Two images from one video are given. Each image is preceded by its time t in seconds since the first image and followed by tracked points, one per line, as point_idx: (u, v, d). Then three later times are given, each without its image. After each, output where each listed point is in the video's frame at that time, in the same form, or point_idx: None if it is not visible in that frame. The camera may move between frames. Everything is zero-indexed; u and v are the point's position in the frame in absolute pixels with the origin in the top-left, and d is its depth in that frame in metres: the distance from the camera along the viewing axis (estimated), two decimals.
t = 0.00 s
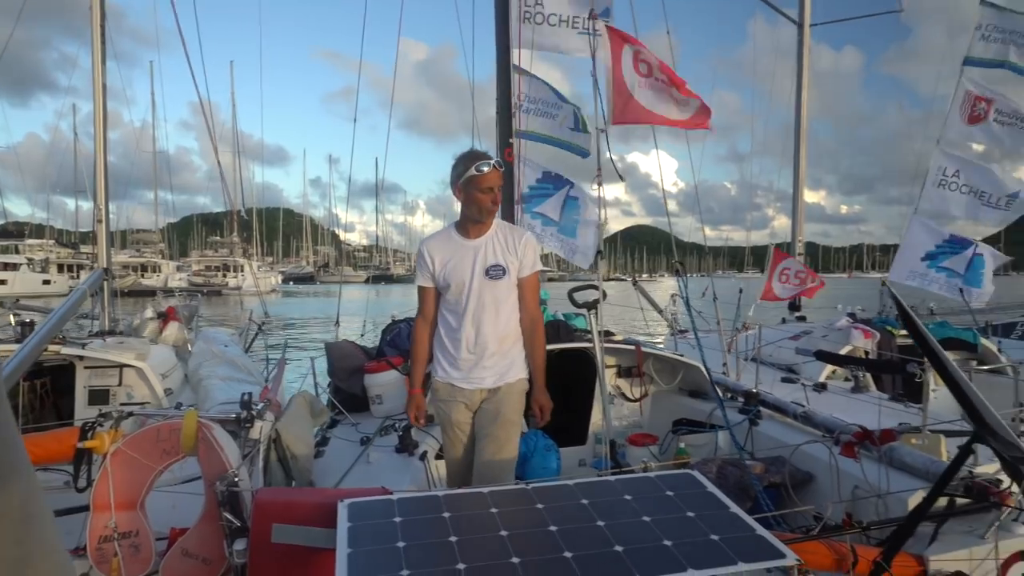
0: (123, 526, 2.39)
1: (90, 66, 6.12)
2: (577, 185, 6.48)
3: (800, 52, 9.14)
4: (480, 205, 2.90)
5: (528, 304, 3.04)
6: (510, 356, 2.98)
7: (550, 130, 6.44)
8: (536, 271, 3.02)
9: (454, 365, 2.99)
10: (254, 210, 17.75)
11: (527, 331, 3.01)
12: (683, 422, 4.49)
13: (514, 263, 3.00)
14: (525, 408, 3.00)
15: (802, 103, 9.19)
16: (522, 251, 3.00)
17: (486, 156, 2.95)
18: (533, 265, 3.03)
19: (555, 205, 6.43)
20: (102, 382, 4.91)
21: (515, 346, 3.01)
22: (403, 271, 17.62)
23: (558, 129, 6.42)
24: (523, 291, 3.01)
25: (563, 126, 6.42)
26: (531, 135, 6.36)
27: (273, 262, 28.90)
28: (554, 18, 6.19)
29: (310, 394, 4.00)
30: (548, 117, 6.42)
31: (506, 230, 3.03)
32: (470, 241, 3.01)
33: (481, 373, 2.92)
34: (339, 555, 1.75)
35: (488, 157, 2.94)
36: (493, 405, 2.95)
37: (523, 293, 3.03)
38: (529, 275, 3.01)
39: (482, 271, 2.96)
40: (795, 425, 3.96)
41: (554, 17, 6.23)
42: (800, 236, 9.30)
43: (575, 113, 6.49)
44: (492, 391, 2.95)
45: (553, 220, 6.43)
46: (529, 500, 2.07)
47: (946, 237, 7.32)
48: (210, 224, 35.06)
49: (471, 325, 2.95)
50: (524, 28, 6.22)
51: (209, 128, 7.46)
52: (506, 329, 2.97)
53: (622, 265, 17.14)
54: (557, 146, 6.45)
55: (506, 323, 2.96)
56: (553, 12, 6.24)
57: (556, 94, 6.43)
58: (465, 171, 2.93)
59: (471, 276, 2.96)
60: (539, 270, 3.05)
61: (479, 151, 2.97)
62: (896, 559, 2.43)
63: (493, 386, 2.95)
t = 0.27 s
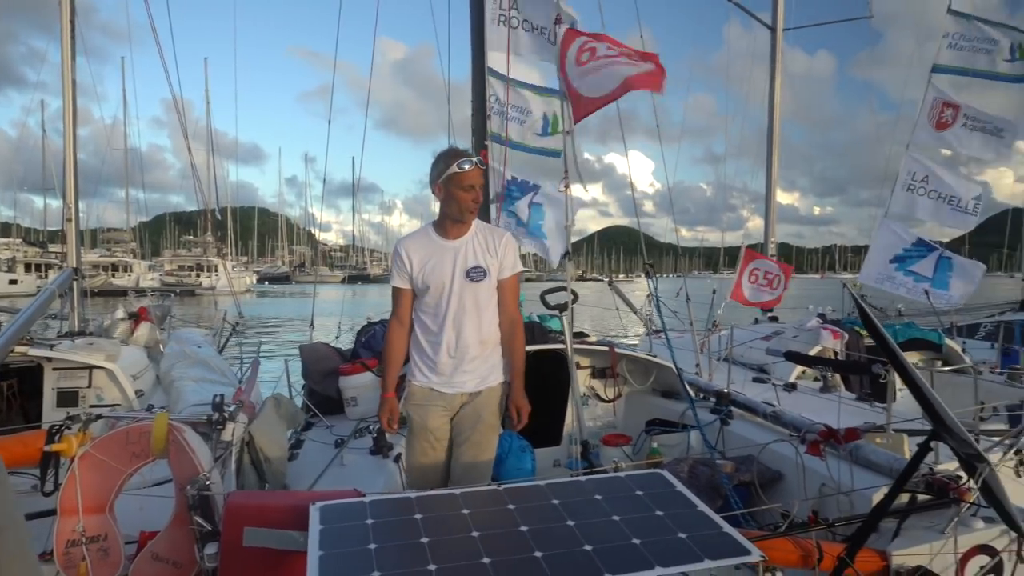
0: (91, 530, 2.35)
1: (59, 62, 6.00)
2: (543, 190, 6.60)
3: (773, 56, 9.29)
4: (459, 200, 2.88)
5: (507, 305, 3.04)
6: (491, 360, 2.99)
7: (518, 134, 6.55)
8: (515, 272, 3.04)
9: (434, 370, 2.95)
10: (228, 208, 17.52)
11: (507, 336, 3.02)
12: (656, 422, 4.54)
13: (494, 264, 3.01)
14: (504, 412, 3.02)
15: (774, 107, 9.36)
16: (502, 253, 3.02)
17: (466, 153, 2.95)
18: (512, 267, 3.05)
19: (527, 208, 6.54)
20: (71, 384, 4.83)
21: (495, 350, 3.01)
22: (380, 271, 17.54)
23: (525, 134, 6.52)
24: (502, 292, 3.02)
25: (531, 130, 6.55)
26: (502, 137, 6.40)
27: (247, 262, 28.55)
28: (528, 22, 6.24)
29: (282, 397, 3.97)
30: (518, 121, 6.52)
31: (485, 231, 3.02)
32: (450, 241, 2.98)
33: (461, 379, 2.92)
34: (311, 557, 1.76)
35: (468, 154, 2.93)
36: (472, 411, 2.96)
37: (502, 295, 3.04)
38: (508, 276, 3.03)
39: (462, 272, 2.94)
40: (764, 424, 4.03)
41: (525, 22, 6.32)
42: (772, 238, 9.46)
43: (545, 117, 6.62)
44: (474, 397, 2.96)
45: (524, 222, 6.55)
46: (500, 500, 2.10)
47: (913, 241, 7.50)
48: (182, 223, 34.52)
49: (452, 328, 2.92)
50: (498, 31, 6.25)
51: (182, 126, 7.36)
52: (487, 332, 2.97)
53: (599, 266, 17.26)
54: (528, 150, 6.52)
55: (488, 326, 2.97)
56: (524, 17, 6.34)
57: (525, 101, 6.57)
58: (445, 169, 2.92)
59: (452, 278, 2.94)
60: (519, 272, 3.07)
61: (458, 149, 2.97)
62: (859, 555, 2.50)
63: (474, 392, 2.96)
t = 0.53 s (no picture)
0: (69, 534, 2.30)
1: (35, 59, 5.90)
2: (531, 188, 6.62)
3: (752, 59, 9.37)
4: (432, 197, 2.87)
5: (489, 310, 3.03)
6: (470, 365, 2.99)
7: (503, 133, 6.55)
8: (498, 277, 3.02)
9: (414, 375, 2.94)
10: (209, 208, 17.32)
11: (488, 338, 3.00)
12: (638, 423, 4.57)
13: (476, 269, 2.99)
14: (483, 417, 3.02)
15: (754, 108, 9.45)
16: (485, 258, 3.00)
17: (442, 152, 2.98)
18: (495, 272, 3.02)
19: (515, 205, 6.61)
20: (48, 387, 4.75)
21: (475, 355, 3.02)
22: (363, 271, 17.45)
23: (510, 133, 6.54)
24: (485, 297, 3.01)
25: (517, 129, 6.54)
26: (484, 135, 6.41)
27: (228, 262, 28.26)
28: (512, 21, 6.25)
29: (263, 398, 3.95)
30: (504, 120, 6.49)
31: (468, 235, 3.01)
32: (431, 245, 2.97)
33: (441, 383, 2.92)
34: (290, 563, 1.75)
35: (444, 152, 2.96)
36: (450, 414, 2.96)
37: (484, 299, 3.03)
38: (491, 282, 3.01)
39: (442, 276, 2.93)
40: (745, 425, 4.06)
41: (513, 20, 6.29)
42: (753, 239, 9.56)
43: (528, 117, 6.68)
44: (453, 400, 2.94)
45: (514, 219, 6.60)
46: (480, 504, 2.10)
47: (889, 241, 7.64)
48: (161, 222, 34.07)
49: (431, 332, 2.92)
50: (483, 30, 6.26)
51: (161, 125, 7.28)
52: (468, 337, 2.97)
53: (582, 266, 17.32)
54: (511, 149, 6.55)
55: (468, 330, 2.97)
56: (512, 15, 6.30)
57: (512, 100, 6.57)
58: (418, 166, 2.94)
59: (432, 281, 2.93)
60: (502, 277, 3.05)
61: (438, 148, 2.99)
62: (836, 556, 2.53)
63: (453, 396, 2.95)
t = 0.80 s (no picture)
0: (55, 534, 2.25)
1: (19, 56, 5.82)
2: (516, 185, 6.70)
3: (739, 60, 9.41)
4: (406, 196, 2.87)
5: (473, 310, 3.02)
6: (455, 366, 2.97)
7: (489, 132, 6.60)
8: (481, 276, 3.01)
9: (397, 375, 2.93)
10: (196, 207, 17.18)
11: (471, 337, 2.97)
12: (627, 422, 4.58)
13: (459, 268, 2.98)
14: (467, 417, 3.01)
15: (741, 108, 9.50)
16: (468, 257, 2.99)
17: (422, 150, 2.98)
18: (478, 271, 3.01)
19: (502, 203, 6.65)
20: (33, 388, 4.69)
21: (460, 355, 3.00)
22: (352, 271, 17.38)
23: (500, 131, 6.56)
24: (468, 297, 2.99)
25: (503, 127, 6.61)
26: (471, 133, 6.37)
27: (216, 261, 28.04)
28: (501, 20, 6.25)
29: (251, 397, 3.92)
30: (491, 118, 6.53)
31: (451, 234, 2.99)
32: (413, 244, 2.96)
33: (427, 384, 2.89)
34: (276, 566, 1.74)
35: (424, 151, 2.96)
36: (436, 414, 2.94)
37: (467, 299, 3.02)
38: (474, 280, 3.00)
39: (425, 275, 2.92)
40: (734, 425, 4.07)
41: (499, 20, 6.36)
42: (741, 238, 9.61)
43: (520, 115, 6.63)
44: (437, 402, 2.92)
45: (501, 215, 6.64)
46: (468, 507, 2.10)
47: (875, 241, 7.71)
48: (148, 221, 33.76)
49: (415, 332, 2.91)
50: (472, 28, 6.26)
51: (147, 123, 7.21)
52: (453, 336, 2.96)
53: (572, 265, 17.35)
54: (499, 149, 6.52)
55: (452, 330, 2.95)
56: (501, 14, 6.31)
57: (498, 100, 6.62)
58: (398, 166, 2.94)
59: (414, 280, 2.92)
60: (485, 276, 3.04)
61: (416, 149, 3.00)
62: (822, 556, 2.55)
63: (438, 397, 2.92)
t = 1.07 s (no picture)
0: (44, 532, 2.22)
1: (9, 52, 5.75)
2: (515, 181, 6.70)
3: (731, 60, 9.42)
4: (390, 192, 2.87)
5: (460, 307, 3.00)
6: (443, 363, 2.96)
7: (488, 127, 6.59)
8: (467, 272, 3.00)
9: (384, 371, 2.93)
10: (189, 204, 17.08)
11: (458, 334, 2.96)
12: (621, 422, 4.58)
13: (445, 264, 2.96)
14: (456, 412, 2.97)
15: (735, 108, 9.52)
16: (453, 253, 2.98)
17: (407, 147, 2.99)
18: (464, 267, 3.00)
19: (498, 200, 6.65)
20: (23, 387, 4.64)
21: (448, 353, 2.99)
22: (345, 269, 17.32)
23: (495, 129, 6.54)
24: (455, 293, 2.98)
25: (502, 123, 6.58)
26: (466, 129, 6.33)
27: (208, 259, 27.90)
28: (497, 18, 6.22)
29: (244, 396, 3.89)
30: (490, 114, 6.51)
31: (437, 231, 2.99)
32: (399, 242, 2.96)
33: (417, 380, 2.90)
34: (270, 565, 1.72)
35: (408, 148, 2.97)
36: (424, 411, 2.94)
37: (454, 295, 3.00)
38: (459, 276, 2.98)
39: (411, 272, 2.92)
40: (728, 425, 4.07)
41: (499, 15, 6.31)
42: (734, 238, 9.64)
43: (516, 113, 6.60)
44: (425, 397, 2.93)
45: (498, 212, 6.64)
46: (463, 507, 2.09)
47: (868, 241, 7.74)
48: (140, 218, 33.55)
49: (401, 329, 2.90)
50: (468, 25, 6.24)
51: (139, 120, 7.15)
52: (441, 333, 2.95)
53: (565, 264, 17.36)
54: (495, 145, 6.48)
55: (438, 326, 2.94)
56: (496, 11, 6.29)
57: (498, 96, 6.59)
58: (382, 163, 2.96)
59: (400, 278, 2.91)
60: (471, 272, 3.02)
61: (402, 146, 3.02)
62: (816, 557, 2.56)
63: (425, 393, 2.93)
